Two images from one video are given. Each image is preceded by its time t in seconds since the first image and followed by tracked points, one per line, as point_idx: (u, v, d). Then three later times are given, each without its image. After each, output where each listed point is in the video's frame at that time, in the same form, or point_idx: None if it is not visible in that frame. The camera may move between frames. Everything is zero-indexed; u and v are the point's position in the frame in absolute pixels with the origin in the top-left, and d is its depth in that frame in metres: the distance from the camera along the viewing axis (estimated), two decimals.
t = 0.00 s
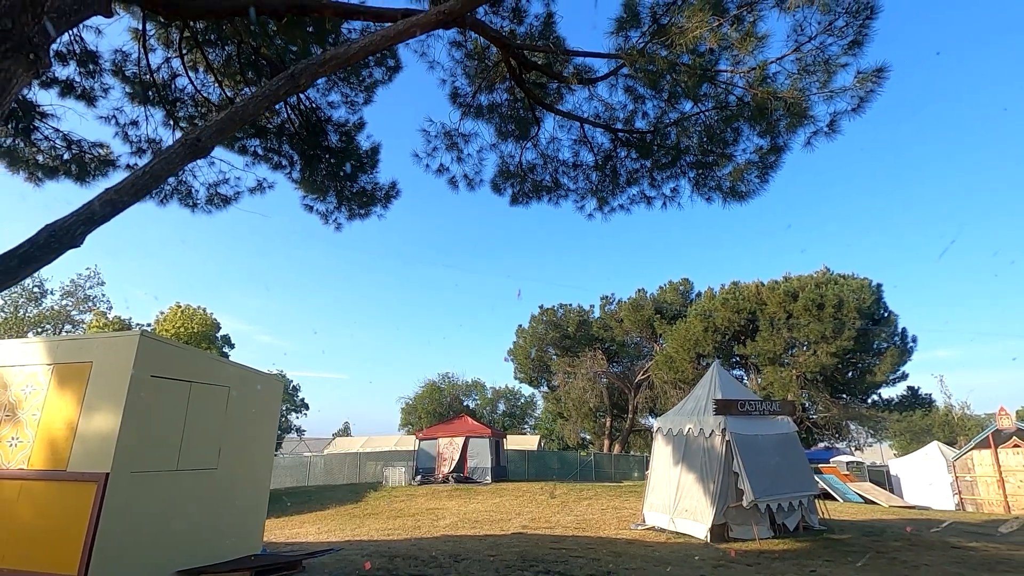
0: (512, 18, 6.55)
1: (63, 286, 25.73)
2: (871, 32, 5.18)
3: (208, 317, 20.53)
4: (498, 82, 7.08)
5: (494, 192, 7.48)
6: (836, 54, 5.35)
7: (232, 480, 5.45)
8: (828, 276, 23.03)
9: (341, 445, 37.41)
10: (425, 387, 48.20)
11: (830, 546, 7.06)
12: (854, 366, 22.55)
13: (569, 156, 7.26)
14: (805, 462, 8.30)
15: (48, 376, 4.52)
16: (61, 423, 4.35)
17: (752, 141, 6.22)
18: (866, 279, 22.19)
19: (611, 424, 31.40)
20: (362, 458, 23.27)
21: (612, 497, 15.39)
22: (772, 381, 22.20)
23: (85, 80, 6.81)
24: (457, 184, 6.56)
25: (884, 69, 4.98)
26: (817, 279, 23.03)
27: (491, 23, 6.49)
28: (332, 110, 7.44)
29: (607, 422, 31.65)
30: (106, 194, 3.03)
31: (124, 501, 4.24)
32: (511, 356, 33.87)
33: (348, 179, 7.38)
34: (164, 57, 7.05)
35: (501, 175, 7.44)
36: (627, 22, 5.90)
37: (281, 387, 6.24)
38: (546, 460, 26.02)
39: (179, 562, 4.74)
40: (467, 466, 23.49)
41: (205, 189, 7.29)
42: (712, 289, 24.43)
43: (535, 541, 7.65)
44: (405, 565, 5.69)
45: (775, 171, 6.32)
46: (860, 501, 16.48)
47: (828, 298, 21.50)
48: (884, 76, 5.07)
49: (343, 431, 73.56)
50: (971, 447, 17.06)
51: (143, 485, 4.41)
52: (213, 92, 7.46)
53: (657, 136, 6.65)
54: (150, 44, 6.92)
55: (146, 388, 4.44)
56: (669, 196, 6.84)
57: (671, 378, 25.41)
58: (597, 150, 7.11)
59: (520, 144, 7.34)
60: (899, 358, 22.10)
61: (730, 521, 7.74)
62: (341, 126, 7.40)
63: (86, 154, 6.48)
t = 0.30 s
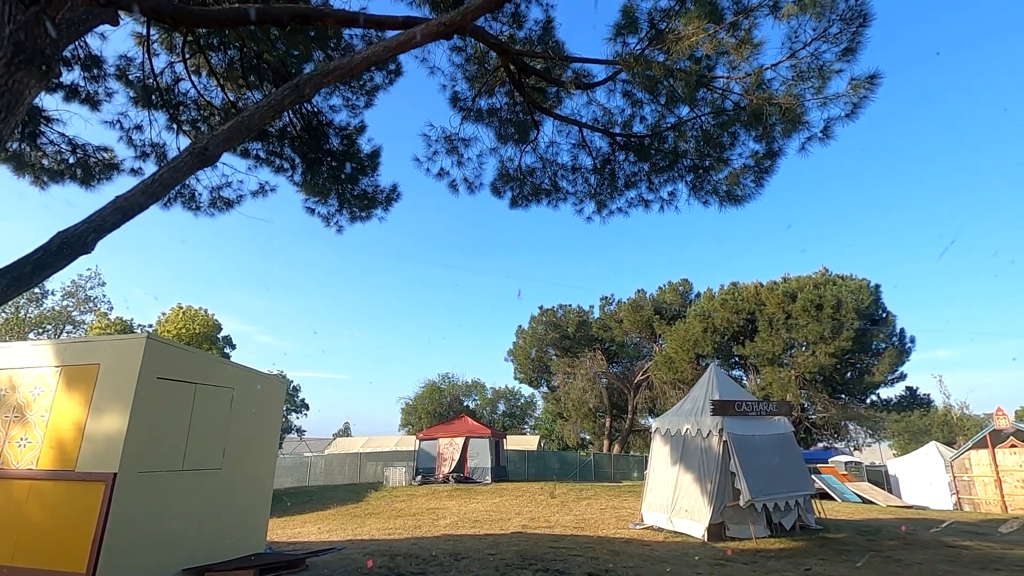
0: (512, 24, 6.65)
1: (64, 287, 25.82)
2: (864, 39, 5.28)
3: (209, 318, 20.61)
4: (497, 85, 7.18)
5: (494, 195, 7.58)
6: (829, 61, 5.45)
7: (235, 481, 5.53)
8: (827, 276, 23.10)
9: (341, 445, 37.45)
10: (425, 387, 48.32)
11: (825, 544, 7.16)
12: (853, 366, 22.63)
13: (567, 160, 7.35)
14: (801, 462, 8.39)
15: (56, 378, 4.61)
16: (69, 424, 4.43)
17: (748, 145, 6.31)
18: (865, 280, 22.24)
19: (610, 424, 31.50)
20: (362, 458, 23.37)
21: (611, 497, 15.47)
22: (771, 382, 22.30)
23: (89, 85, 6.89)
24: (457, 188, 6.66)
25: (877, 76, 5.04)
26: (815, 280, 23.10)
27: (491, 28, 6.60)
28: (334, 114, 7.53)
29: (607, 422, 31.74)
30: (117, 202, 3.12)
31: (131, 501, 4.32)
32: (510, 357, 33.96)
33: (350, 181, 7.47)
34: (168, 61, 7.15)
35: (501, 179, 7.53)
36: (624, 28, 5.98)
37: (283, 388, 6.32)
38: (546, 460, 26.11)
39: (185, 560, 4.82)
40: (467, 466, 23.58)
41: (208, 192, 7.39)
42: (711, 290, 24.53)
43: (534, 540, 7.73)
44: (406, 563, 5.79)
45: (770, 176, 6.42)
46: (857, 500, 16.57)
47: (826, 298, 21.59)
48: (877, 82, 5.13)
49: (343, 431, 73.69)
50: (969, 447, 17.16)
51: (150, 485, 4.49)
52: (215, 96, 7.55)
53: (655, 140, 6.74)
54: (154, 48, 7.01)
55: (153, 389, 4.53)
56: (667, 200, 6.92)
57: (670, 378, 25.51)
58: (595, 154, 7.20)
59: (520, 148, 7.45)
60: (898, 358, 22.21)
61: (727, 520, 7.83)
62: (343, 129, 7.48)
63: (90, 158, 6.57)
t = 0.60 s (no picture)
0: (512, 30, 6.76)
1: (65, 288, 25.93)
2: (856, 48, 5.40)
3: (211, 319, 20.73)
4: (497, 90, 7.30)
5: (493, 199, 7.67)
6: (821, 69, 5.57)
7: (240, 481, 5.63)
8: (825, 277, 23.21)
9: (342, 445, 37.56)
10: (425, 388, 48.45)
11: (820, 543, 7.26)
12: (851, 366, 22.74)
13: (565, 164, 7.45)
14: (797, 462, 8.50)
15: (66, 380, 4.72)
16: (79, 425, 4.54)
17: (743, 151, 6.43)
18: (862, 281, 22.33)
19: (610, 424, 31.61)
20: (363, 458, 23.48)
21: (611, 497, 15.58)
22: (769, 382, 22.43)
23: (93, 90, 7.00)
24: (456, 192, 6.77)
25: (868, 83, 5.13)
26: (813, 280, 23.20)
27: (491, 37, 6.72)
28: (335, 118, 7.62)
29: (607, 422, 31.86)
30: (129, 211, 3.22)
31: (139, 501, 4.42)
32: (510, 357, 34.07)
33: (351, 185, 7.58)
34: (171, 67, 7.25)
35: (500, 183, 7.62)
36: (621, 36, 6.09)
37: (287, 390, 6.42)
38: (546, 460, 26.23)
39: (191, 559, 4.92)
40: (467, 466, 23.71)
41: (212, 196, 7.49)
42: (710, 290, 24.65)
43: (534, 538, 7.85)
44: (408, 562, 5.90)
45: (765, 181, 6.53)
46: (855, 500, 16.70)
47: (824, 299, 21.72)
48: (868, 90, 5.22)
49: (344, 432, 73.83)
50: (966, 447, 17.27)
51: (157, 485, 4.60)
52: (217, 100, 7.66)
53: (653, 145, 6.85)
54: (157, 54, 7.11)
55: (161, 391, 4.65)
56: (664, 204, 7.03)
57: (670, 378, 25.62)
58: (594, 158, 7.30)
59: (519, 152, 7.55)
60: (896, 359, 22.33)
61: (723, 519, 7.94)
62: (344, 133, 7.57)
63: (95, 163, 6.67)
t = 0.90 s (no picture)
0: (512, 38, 6.89)
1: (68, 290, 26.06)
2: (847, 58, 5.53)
3: (214, 321, 20.87)
4: (496, 96, 7.44)
5: (493, 203, 7.80)
6: (814, 78, 5.70)
7: (245, 481, 5.75)
8: (824, 279, 23.32)
9: (343, 445, 37.72)
10: (425, 388, 48.59)
11: (815, 542, 7.39)
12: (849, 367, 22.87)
13: (564, 169, 7.58)
14: (791, 462, 8.64)
15: (78, 383, 4.85)
16: (91, 426, 4.68)
17: (738, 158, 6.56)
18: (860, 282, 22.47)
19: (609, 424, 31.75)
20: (364, 458, 23.60)
21: (609, 497, 15.72)
22: (768, 383, 22.59)
23: (101, 97, 7.14)
24: (457, 197, 6.91)
25: (859, 93, 5.25)
26: (812, 282, 23.32)
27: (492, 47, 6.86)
28: (338, 124, 7.76)
29: (606, 423, 31.99)
30: (143, 221, 3.35)
31: (149, 500, 4.55)
32: (510, 358, 34.22)
33: (354, 189, 7.74)
34: (177, 74, 7.40)
35: (500, 188, 7.75)
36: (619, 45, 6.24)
37: (291, 392, 6.55)
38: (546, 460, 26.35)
39: (199, 556, 5.06)
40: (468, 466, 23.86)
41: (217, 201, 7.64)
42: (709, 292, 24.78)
43: (533, 537, 7.99)
44: (410, 559, 6.06)
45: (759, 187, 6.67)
46: (852, 499, 16.84)
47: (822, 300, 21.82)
48: (859, 99, 5.35)
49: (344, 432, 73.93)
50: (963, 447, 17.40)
51: (167, 485, 4.73)
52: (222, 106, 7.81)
53: (650, 150, 6.96)
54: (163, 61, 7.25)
55: (171, 394, 4.78)
56: (661, 209, 7.16)
57: (669, 379, 25.75)
58: (592, 164, 7.42)
59: (518, 157, 7.69)
60: (893, 359, 22.46)
61: (719, 519, 8.07)
62: (346, 138, 7.68)
63: (103, 168, 6.80)
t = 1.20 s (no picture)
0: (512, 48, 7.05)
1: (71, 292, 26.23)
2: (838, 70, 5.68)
3: (217, 323, 21.05)
4: (496, 103, 7.62)
5: (493, 209, 7.94)
6: (806, 88, 5.84)
7: (252, 482, 5.90)
8: (822, 280, 23.47)
9: (344, 446, 37.91)
10: (425, 389, 48.80)
11: (808, 540, 7.54)
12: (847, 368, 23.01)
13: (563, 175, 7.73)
14: (786, 462, 8.78)
15: (91, 386, 5.01)
16: (104, 428, 4.83)
17: (732, 166, 6.71)
18: (858, 284, 22.63)
19: (609, 425, 31.88)
20: (366, 459, 23.72)
21: (608, 497, 15.87)
22: (767, 384, 22.74)
23: (109, 105, 7.32)
24: (458, 204, 7.05)
25: (848, 104, 5.39)
26: (810, 283, 23.46)
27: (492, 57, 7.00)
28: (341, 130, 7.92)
29: (606, 423, 32.13)
30: (158, 232, 3.48)
31: (161, 500, 4.71)
32: (511, 359, 34.39)
33: (357, 195, 7.91)
34: (183, 81, 7.56)
35: (500, 194, 7.89)
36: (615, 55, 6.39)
37: (296, 395, 6.70)
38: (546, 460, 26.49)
39: (208, 554, 5.21)
40: (469, 467, 24.01)
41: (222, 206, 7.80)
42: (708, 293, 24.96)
43: (533, 536, 8.15)
44: (413, 557, 6.22)
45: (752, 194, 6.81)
46: (850, 500, 16.98)
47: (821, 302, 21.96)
48: (849, 110, 5.49)
49: (345, 433, 74.12)
50: (959, 448, 17.54)
51: (178, 485, 4.88)
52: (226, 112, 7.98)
53: (647, 158, 7.10)
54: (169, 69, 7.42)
55: (181, 397, 4.93)
56: (657, 215, 7.31)
57: (669, 380, 25.91)
58: (590, 170, 7.57)
59: (517, 163, 7.85)
60: (891, 361, 22.61)
61: (716, 518, 8.22)
62: (349, 144, 7.82)
63: (111, 175, 6.96)
